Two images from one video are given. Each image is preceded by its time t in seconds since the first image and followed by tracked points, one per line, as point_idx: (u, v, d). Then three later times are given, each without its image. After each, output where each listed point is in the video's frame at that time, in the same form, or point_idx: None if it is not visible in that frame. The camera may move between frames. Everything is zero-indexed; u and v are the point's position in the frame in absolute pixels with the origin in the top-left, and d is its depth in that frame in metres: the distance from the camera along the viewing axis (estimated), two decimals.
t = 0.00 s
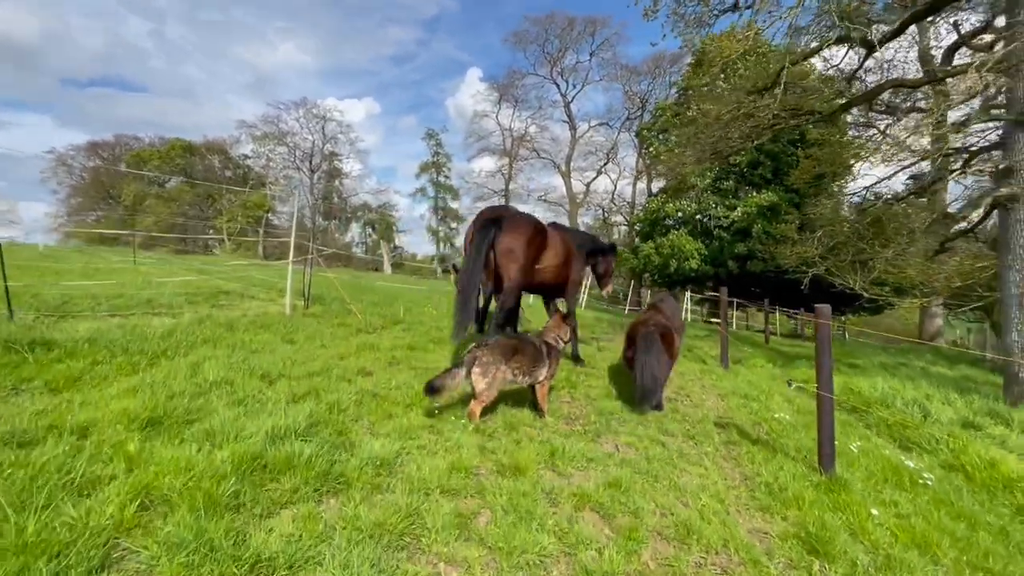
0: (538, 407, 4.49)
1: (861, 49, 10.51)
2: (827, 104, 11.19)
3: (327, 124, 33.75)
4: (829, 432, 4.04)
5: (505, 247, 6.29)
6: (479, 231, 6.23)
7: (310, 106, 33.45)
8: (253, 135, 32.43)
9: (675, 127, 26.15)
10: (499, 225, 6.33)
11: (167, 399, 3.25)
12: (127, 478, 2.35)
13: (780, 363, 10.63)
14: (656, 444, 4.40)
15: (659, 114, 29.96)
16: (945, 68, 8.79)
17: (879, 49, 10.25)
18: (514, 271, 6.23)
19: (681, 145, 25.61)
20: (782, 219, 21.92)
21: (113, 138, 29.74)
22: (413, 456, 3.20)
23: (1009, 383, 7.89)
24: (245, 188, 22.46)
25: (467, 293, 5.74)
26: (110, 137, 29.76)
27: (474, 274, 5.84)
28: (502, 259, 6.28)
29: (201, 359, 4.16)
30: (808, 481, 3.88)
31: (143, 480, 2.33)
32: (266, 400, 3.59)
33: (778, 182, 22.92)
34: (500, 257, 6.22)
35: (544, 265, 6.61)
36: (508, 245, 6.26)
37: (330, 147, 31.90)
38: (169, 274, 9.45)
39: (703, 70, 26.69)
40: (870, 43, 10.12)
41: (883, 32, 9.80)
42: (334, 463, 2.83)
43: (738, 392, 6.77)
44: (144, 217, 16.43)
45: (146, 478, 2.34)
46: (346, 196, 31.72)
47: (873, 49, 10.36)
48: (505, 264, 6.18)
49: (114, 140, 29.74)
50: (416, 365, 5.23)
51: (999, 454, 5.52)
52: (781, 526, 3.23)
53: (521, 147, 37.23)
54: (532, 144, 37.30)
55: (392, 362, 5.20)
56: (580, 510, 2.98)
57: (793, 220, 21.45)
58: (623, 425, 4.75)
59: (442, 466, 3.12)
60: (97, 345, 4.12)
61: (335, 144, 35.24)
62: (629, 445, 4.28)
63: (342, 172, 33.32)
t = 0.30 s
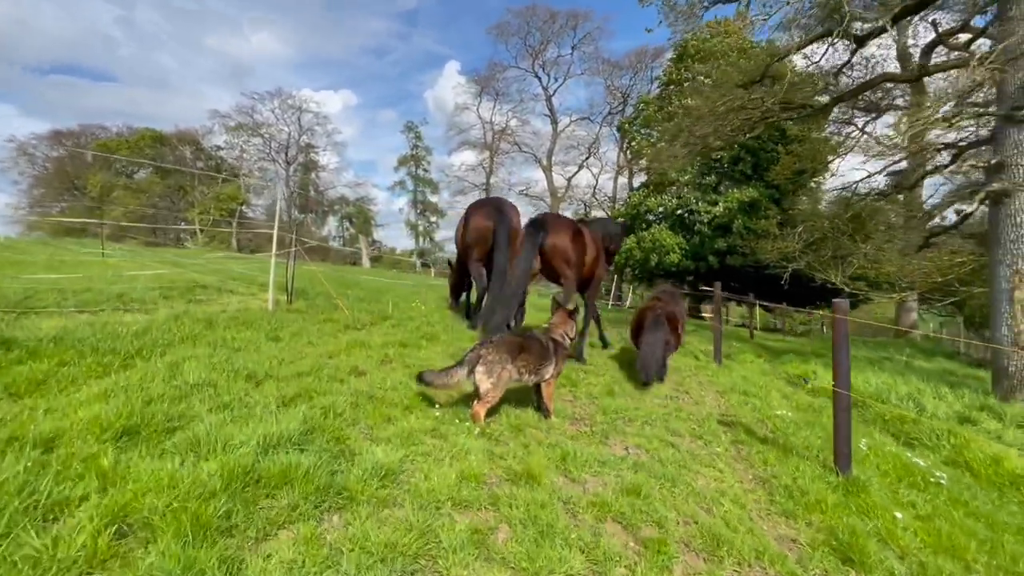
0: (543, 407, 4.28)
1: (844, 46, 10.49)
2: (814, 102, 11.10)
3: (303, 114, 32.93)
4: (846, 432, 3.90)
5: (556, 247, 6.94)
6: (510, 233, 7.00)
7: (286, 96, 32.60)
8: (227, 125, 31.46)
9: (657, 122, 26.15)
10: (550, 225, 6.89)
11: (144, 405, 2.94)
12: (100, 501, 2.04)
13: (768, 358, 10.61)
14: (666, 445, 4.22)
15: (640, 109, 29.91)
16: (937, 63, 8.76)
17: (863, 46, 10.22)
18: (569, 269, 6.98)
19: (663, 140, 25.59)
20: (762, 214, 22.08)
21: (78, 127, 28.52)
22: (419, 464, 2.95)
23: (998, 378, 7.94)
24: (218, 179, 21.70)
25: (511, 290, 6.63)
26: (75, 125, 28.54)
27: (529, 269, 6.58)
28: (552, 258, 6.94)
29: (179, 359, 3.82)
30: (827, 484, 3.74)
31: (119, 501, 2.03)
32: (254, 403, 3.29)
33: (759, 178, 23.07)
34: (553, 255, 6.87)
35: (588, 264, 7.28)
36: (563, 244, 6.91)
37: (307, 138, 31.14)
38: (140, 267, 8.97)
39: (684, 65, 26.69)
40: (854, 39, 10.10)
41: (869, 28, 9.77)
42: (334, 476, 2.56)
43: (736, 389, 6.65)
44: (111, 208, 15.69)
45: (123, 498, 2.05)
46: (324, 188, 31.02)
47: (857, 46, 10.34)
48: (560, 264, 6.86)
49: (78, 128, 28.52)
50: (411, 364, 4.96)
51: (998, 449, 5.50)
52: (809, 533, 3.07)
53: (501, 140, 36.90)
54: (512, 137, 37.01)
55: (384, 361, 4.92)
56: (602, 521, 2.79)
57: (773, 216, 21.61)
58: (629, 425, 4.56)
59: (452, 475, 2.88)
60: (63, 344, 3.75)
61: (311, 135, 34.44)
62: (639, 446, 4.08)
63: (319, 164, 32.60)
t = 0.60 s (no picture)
0: (544, 422, 4.10)
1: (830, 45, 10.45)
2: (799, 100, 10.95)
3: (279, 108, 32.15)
4: (859, 447, 3.77)
5: (584, 268, 7.23)
6: (499, 235, 6.70)
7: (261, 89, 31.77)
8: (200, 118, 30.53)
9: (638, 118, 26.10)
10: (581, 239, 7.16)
11: (112, 436, 2.64)
12: (58, 565, 1.78)
13: (756, 358, 10.57)
14: (672, 462, 4.05)
15: (622, 105, 29.84)
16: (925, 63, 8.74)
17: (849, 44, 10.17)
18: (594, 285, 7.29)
19: (645, 137, 25.55)
20: (743, 211, 22.20)
21: (42, 119, 27.36)
22: (418, 496, 2.73)
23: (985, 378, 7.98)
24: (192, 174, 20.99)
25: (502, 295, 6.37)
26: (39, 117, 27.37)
27: (571, 286, 6.68)
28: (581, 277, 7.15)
29: (151, 379, 3.51)
30: (840, 502, 3.61)
31: (82, 562, 1.77)
32: (236, 429, 3.01)
33: (740, 175, 23.17)
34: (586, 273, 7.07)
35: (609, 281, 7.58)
36: (593, 263, 7.23)
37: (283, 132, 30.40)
38: (107, 270, 8.52)
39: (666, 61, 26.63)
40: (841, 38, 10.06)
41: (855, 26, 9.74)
42: (327, 517, 2.32)
43: (732, 393, 6.54)
44: (76, 204, 14.99)
45: (87, 559, 1.78)
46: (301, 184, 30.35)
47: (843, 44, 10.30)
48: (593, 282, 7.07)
49: (43, 120, 27.37)
50: (402, 375, 4.70)
51: (994, 454, 5.47)
52: (831, 561, 2.93)
53: (482, 135, 36.52)
54: (493, 133, 36.69)
55: (373, 373, 4.65)
56: (618, 557, 2.60)
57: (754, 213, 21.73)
58: (631, 437, 4.38)
59: (456, 509, 2.65)
60: (21, 364, 3.41)
61: (288, 129, 33.63)
62: (645, 464, 3.90)
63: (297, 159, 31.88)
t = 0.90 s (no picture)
0: (536, 433, 3.85)
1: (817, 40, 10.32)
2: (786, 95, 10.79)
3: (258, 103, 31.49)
4: (868, 457, 3.57)
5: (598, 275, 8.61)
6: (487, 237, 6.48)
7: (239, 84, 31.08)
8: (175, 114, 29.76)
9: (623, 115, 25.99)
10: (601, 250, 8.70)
11: (51, 465, 2.33)
12: None
13: (745, 357, 10.45)
14: (672, 474, 3.82)
15: (605, 101, 29.72)
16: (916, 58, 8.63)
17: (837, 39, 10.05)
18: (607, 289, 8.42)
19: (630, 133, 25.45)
20: (727, 208, 22.21)
21: (10, 114, 26.42)
22: (401, 526, 2.45)
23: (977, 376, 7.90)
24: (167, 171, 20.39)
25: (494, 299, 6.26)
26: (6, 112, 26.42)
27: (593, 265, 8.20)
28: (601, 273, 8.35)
29: (105, 395, 3.17)
30: (850, 516, 3.41)
31: None
32: (195, 454, 2.70)
33: (724, 172, 23.17)
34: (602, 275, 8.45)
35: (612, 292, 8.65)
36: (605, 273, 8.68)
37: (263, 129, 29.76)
38: (73, 272, 8.09)
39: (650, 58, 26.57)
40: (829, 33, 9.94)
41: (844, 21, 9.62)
42: (296, 558, 2.04)
43: (726, 395, 6.37)
44: (44, 203, 14.41)
45: None
46: (282, 181, 29.75)
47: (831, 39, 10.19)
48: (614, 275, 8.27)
49: (10, 115, 26.42)
50: (384, 384, 4.41)
51: (994, 456, 5.34)
52: None
53: (466, 132, 36.16)
54: (477, 129, 36.38)
55: (352, 382, 4.36)
56: None
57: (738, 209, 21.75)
58: (627, 447, 4.15)
59: (443, 541, 2.37)
60: None
61: (267, 125, 32.97)
62: (644, 477, 3.66)
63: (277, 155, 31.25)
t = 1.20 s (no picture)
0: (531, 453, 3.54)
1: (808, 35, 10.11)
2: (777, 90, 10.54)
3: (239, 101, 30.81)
4: (892, 476, 3.30)
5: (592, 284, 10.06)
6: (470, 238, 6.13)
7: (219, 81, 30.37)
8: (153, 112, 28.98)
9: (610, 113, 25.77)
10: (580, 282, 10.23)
11: None
12: None
13: (740, 358, 10.22)
14: (679, 495, 3.51)
15: (592, 99, 29.50)
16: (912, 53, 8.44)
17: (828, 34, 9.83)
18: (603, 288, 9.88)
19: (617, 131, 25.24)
20: (715, 206, 22.09)
21: None
22: None
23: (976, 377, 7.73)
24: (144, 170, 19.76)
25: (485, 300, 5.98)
26: None
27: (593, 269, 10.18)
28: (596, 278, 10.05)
29: (42, 423, 2.78)
30: (876, 541, 3.13)
31: None
32: (141, 494, 2.33)
33: (711, 170, 23.06)
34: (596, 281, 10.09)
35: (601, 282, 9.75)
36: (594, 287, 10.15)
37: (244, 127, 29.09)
38: (35, 276, 7.62)
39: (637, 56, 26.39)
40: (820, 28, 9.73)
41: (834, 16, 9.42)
42: None
43: (726, 402, 6.10)
44: (11, 204, 13.77)
45: None
46: (264, 180, 29.11)
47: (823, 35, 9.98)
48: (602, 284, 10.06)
49: None
50: (365, 398, 4.06)
51: (1006, 463, 5.13)
52: None
53: (451, 130, 35.74)
54: (463, 127, 35.98)
55: (330, 397, 4.00)
56: None
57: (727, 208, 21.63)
58: (629, 465, 3.84)
59: None
60: None
61: (248, 123, 32.28)
62: (650, 500, 3.36)
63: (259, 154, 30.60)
